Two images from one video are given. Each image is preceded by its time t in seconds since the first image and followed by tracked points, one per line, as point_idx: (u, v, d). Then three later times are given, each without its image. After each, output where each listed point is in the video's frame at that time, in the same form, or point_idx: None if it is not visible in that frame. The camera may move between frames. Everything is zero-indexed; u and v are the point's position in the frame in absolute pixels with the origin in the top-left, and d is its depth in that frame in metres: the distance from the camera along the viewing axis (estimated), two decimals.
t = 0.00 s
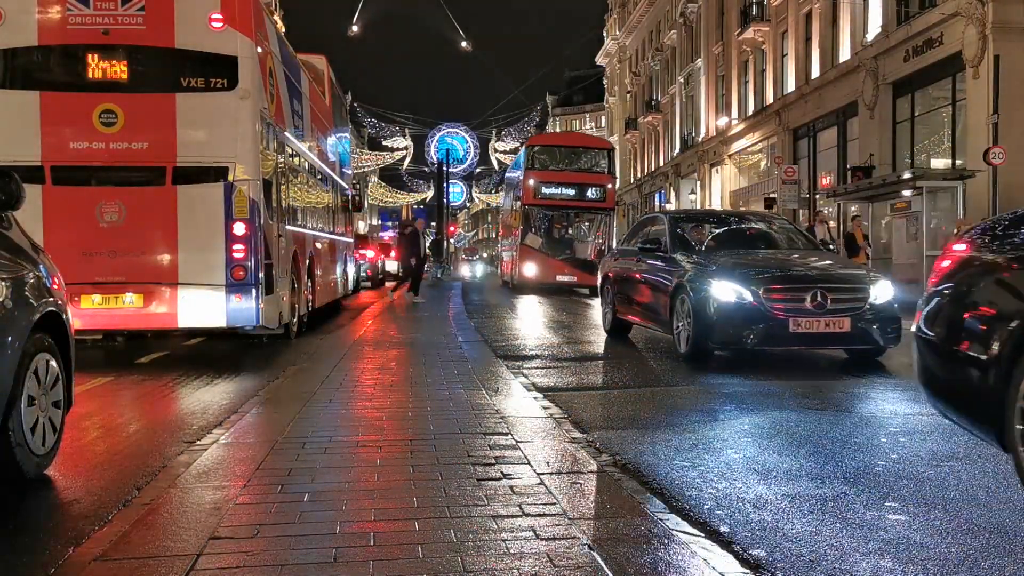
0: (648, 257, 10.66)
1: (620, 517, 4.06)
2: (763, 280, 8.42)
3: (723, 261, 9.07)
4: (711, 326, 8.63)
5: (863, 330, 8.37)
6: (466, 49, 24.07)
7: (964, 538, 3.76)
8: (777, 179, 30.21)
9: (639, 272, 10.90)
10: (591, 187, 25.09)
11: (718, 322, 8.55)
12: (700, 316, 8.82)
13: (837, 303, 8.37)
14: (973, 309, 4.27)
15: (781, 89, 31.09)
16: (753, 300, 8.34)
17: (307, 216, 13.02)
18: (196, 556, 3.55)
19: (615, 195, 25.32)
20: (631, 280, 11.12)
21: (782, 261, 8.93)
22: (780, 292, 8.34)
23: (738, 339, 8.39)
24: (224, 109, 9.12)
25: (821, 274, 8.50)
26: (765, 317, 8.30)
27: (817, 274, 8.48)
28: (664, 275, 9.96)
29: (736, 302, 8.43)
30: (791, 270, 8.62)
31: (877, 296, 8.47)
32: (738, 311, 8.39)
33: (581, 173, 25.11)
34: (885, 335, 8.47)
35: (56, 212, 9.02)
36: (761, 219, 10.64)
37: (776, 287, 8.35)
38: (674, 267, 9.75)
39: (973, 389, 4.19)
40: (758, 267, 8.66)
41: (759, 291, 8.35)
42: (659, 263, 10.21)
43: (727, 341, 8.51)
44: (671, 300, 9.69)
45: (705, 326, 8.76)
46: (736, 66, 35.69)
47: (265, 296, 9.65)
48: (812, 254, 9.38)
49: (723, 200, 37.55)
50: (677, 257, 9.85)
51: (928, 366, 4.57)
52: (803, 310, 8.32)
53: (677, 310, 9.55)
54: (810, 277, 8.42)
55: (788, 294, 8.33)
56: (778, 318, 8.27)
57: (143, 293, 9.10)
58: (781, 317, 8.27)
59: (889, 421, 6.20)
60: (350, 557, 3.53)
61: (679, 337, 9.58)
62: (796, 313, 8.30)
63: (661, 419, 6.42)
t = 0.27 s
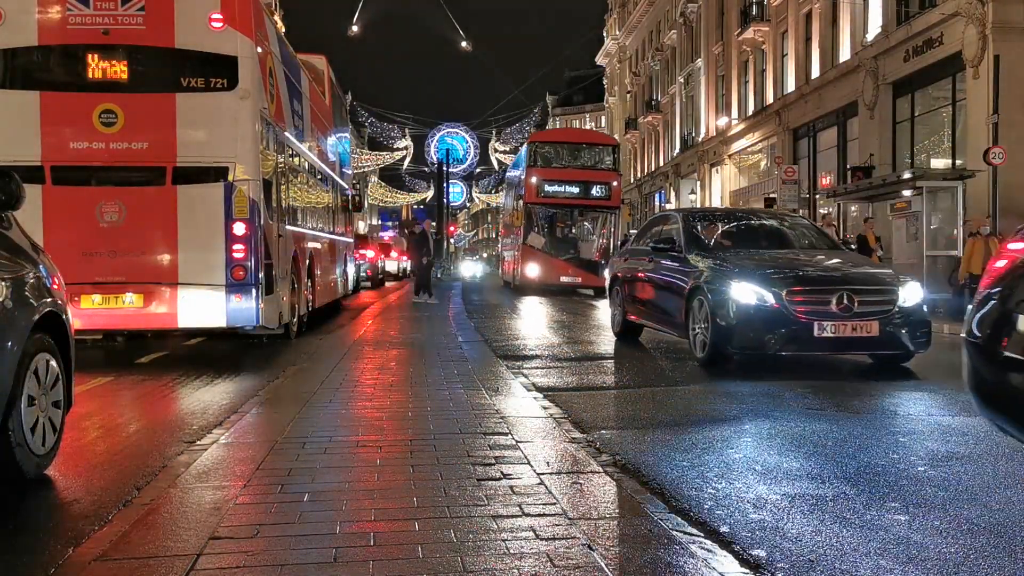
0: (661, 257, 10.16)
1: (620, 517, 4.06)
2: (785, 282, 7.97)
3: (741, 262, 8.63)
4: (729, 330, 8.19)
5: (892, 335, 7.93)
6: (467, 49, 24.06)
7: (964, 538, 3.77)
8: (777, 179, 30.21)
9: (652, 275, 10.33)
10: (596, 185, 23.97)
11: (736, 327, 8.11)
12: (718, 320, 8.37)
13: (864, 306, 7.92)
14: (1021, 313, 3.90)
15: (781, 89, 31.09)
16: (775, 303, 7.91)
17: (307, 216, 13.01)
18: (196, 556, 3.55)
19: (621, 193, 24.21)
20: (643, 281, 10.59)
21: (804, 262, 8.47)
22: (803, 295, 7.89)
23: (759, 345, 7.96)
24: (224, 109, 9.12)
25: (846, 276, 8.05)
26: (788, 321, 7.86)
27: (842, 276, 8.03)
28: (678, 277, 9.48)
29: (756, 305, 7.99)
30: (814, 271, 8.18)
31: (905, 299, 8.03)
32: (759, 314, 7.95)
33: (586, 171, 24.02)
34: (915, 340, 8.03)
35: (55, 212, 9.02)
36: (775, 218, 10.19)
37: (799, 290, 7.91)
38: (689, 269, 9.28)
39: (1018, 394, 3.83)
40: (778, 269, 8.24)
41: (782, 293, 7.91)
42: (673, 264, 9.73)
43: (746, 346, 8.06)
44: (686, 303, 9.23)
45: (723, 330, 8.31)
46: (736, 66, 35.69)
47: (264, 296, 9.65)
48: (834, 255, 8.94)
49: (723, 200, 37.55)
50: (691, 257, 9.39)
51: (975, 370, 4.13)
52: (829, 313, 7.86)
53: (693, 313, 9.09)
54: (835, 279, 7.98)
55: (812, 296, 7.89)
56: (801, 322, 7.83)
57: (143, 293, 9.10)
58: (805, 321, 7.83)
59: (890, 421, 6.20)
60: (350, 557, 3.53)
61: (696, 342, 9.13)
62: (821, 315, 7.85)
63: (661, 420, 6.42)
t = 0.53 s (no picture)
0: (677, 256, 9.71)
1: (620, 517, 4.06)
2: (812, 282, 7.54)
3: (764, 262, 8.18)
4: (752, 335, 7.77)
5: (924, 339, 7.48)
6: (467, 49, 24.07)
7: (964, 538, 3.76)
8: (777, 179, 30.21)
9: (668, 273, 9.87)
10: (601, 182, 23.39)
11: (759, 331, 7.69)
12: (739, 323, 7.94)
13: (896, 309, 7.47)
14: None
15: (781, 89, 31.09)
16: (801, 305, 7.47)
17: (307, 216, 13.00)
18: (196, 556, 3.55)
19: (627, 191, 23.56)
20: (657, 281, 10.13)
21: (831, 263, 8.00)
22: (831, 296, 7.45)
23: (784, 350, 7.53)
24: (224, 109, 9.12)
25: (877, 277, 7.59)
26: (814, 324, 7.41)
27: (871, 276, 7.58)
28: (697, 278, 9.03)
29: (780, 308, 7.56)
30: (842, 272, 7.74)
31: (939, 301, 7.58)
32: (783, 318, 7.52)
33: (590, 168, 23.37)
34: (949, 345, 7.58)
35: (55, 212, 9.02)
36: (789, 214, 9.79)
37: (825, 291, 7.47)
38: (708, 269, 8.83)
39: None
40: (804, 269, 7.78)
41: (808, 295, 7.47)
42: (690, 264, 9.28)
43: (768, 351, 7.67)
44: (705, 305, 8.79)
45: (745, 334, 7.88)
46: (736, 66, 35.69)
47: (264, 296, 9.65)
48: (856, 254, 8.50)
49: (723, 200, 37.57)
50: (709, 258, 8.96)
51: None
52: (858, 317, 7.41)
53: (712, 316, 8.65)
54: (864, 279, 7.53)
55: (839, 298, 7.44)
56: (828, 325, 7.38)
57: (143, 293, 9.10)
58: (833, 325, 7.38)
59: (889, 421, 6.20)
60: (350, 558, 3.53)
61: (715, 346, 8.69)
62: (850, 319, 7.40)
63: (660, 420, 6.41)
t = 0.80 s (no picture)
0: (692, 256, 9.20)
1: (620, 517, 4.07)
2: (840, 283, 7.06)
3: (788, 262, 7.68)
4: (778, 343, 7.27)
5: (960, 344, 7.02)
6: (466, 48, 24.08)
7: (963, 537, 3.77)
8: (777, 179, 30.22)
9: (679, 273, 9.42)
10: (607, 181, 22.77)
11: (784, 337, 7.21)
12: (763, 328, 7.44)
13: (931, 314, 7.01)
14: None
15: (781, 89, 31.10)
16: (829, 309, 6.97)
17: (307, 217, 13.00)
18: (196, 556, 3.56)
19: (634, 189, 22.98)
20: (670, 282, 9.61)
21: (859, 262, 7.51)
22: (861, 300, 6.97)
23: (811, 356, 7.05)
24: (224, 108, 9.12)
25: (910, 278, 7.11)
26: (843, 330, 6.93)
27: (903, 277, 7.10)
28: (715, 280, 8.52)
29: (806, 313, 7.07)
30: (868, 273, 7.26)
31: (977, 305, 7.11)
32: (809, 323, 7.04)
33: (596, 165, 22.74)
34: (987, 351, 7.13)
35: (55, 213, 9.02)
36: (802, 210, 9.37)
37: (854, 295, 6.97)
38: (728, 269, 8.32)
39: None
40: (831, 269, 7.30)
41: (837, 298, 6.98)
42: (707, 265, 8.78)
43: (795, 357, 7.16)
44: (724, 308, 8.31)
45: (770, 341, 7.37)
46: (736, 66, 35.69)
47: (264, 296, 9.65)
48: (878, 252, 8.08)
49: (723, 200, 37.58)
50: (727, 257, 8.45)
51: None
52: (890, 323, 6.94)
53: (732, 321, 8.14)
54: (896, 280, 7.05)
55: (869, 301, 6.96)
56: (858, 330, 6.91)
57: (143, 293, 9.10)
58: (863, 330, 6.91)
59: (888, 420, 6.21)
60: (350, 557, 3.53)
61: (735, 352, 8.18)
62: (881, 325, 6.93)
63: (660, 419, 6.42)
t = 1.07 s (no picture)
0: (710, 255, 8.82)
1: (620, 517, 4.07)
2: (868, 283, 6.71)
3: (814, 262, 7.32)
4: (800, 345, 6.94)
5: (997, 348, 6.64)
6: (466, 48, 24.08)
7: (964, 537, 3.77)
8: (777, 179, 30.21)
9: (695, 273, 9.06)
10: (615, 177, 21.77)
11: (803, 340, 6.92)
12: (786, 331, 7.10)
13: (966, 317, 6.64)
14: None
15: (781, 89, 31.09)
16: (857, 311, 6.63)
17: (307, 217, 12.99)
18: (195, 556, 3.56)
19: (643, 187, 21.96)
20: (687, 283, 9.23)
21: (889, 263, 7.16)
22: (891, 301, 6.61)
23: (839, 360, 6.68)
24: (224, 108, 9.12)
25: (940, 278, 6.77)
26: (873, 334, 6.57)
27: (936, 278, 6.76)
28: (734, 281, 8.15)
29: (833, 315, 6.72)
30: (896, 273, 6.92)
31: (1014, 307, 6.73)
32: (836, 325, 6.70)
33: (603, 161, 21.77)
34: None
35: (55, 212, 9.02)
36: (812, 208, 9.02)
37: (884, 296, 6.62)
38: (749, 270, 7.95)
39: None
40: (859, 270, 6.95)
41: (866, 299, 6.63)
42: (726, 265, 8.40)
43: (819, 360, 6.82)
44: (744, 310, 7.96)
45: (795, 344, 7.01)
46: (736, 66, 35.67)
47: (264, 296, 9.65)
48: (901, 253, 7.71)
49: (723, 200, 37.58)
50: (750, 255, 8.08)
51: None
52: (923, 326, 6.58)
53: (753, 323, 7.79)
54: (928, 281, 6.71)
55: (900, 303, 6.61)
56: (887, 334, 6.55)
57: (143, 293, 9.10)
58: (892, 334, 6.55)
59: (888, 421, 6.21)
60: (351, 557, 3.53)
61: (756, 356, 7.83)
62: (914, 329, 6.57)
63: (660, 419, 6.43)
